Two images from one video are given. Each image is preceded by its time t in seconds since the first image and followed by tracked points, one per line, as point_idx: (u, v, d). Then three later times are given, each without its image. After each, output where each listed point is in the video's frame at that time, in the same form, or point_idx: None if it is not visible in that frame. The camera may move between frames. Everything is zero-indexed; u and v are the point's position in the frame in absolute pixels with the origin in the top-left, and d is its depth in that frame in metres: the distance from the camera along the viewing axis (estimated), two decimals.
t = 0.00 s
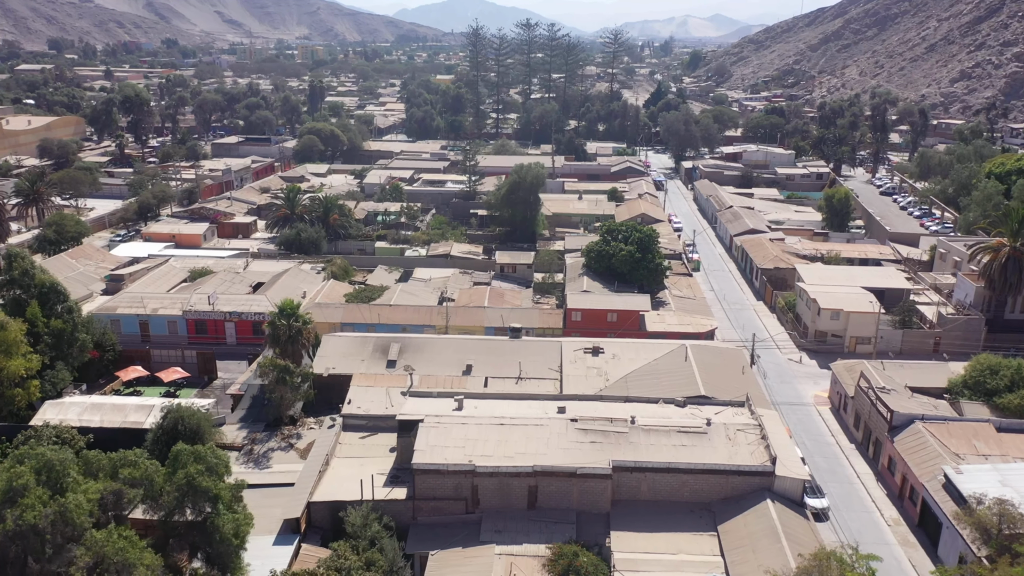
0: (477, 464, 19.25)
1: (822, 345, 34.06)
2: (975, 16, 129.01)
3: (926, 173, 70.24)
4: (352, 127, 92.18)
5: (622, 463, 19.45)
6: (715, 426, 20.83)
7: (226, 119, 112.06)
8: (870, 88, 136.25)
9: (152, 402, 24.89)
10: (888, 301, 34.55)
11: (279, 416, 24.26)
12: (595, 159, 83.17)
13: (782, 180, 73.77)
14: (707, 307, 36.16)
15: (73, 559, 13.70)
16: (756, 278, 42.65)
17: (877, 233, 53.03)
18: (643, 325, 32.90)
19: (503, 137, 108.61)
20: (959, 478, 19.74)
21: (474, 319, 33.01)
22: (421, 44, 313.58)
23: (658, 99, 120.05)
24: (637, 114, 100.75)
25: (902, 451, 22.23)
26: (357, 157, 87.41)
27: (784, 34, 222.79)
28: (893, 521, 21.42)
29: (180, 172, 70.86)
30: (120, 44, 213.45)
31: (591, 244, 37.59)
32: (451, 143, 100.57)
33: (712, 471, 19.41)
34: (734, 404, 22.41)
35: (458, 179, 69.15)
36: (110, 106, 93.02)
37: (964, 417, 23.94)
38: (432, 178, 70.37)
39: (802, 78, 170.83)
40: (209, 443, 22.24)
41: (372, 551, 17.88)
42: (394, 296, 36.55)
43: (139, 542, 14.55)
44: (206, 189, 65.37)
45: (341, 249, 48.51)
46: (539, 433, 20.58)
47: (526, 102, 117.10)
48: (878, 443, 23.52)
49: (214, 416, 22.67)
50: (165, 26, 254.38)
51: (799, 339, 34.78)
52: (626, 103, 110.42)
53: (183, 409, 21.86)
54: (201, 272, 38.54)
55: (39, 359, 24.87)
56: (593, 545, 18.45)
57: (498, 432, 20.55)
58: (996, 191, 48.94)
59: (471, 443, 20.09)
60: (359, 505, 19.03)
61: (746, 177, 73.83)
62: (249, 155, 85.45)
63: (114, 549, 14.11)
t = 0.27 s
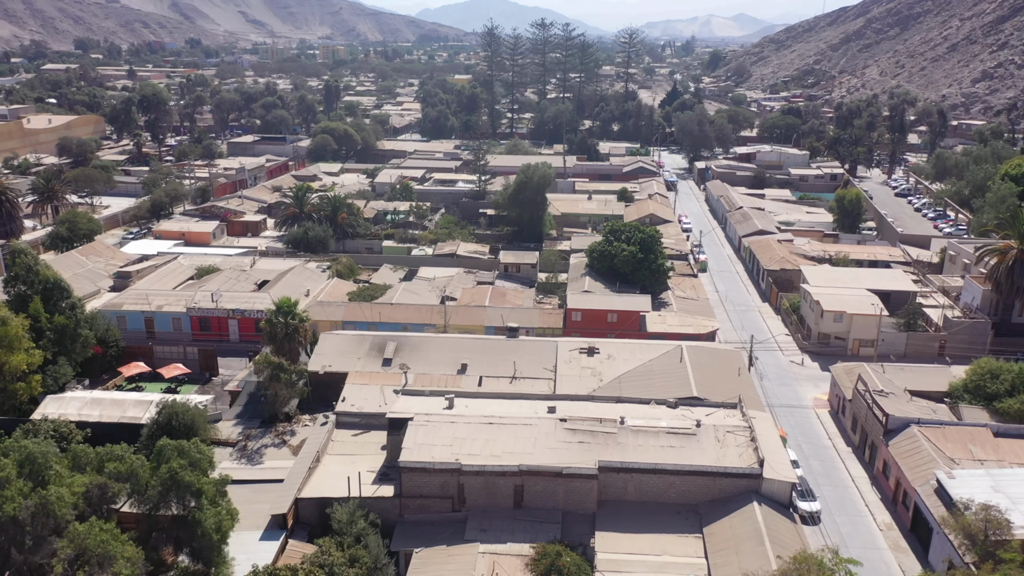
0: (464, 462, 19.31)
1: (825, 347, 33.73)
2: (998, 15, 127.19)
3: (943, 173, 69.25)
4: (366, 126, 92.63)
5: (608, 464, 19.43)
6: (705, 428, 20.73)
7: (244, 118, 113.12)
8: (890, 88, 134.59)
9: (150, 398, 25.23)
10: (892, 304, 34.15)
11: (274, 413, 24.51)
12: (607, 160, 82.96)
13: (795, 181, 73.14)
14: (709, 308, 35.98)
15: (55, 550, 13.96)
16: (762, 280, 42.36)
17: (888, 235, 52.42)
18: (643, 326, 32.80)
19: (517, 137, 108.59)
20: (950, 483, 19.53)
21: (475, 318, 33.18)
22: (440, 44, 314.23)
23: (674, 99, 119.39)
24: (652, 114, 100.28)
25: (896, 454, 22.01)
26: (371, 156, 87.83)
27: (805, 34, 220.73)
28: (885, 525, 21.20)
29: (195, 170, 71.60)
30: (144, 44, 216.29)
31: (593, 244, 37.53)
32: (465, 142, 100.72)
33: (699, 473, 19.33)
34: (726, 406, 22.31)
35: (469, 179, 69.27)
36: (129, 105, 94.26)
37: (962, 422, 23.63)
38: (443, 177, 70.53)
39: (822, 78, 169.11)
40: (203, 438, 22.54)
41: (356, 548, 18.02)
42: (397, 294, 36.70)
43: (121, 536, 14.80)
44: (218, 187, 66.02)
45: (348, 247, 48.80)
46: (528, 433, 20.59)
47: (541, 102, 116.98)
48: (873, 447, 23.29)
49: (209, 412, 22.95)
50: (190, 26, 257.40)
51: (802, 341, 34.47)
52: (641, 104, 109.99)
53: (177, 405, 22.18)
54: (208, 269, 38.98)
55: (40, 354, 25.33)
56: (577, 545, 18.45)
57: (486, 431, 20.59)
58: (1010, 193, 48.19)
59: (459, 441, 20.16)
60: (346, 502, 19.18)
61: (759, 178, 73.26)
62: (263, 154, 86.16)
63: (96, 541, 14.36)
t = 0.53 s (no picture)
0: (448, 461, 19.37)
1: (825, 349, 33.45)
2: (1019, 15, 125.49)
3: (957, 175, 68.43)
4: (378, 126, 93.07)
5: (593, 464, 19.45)
6: (692, 429, 20.66)
7: (259, 118, 114.08)
8: (908, 88, 133.10)
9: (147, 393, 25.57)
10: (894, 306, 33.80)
11: (268, 411, 24.77)
12: (618, 160, 82.74)
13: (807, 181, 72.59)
14: (710, 309, 35.83)
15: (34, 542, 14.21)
16: (766, 281, 42.12)
17: (897, 237, 51.87)
18: (642, 327, 32.75)
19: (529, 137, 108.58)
20: (940, 487, 19.36)
21: (474, 317, 33.26)
22: (458, 44, 314.75)
23: (688, 99, 118.84)
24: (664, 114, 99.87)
25: (888, 458, 21.83)
26: (382, 156, 88.36)
27: (823, 34, 218.78)
28: (875, 529, 21.01)
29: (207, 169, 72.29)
30: (165, 44, 218.70)
31: (594, 244, 37.48)
32: (476, 142, 100.88)
33: (684, 474, 19.27)
34: (716, 408, 22.24)
35: (477, 178, 69.37)
36: (146, 105, 95.35)
37: (957, 425, 23.37)
38: (453, 177, 70.71)
39: (839, 78, 167.56)
40: (195, 434, 22.81)
41: (339, 544, 18.16)
42: (397, 293, 36.89)
43: (98, 530, 14.98)
44: (229, 186, 66.60)
45: (354, 246, 49.09)
46: (515, 432, 20.61)
47: (554, 102, 116.91)
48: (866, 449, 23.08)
49: (201, 409, 23.24)
50: (211, 26, 260.14)
51: (802, 343, 34.23)
52: (654, 104, 109.59)
53: (169, 401, 22.50)
54: (212, 267, 39.40)
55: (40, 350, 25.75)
56: (559, 545, 18.47)
57: (474, 430, 20.65)
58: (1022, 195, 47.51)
59: (445, 440, 20.23)
60: (331, 499, 19.33)
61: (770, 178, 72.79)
62: (276, 153, 86.81)
63: (75, 534, 14.53)
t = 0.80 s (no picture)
0: (431, 459, 19.45)
1: (823, 351, 33.24)
2: None
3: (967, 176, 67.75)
4: (387, 127, 93.44)
5: (575, 463, 19.47)
6: (677, 430, 20.62)
7: (270, 117, 114.85)
8: (923, 89, 131.81)
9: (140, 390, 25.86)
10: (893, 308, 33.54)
11: (258, 408, 25.05)
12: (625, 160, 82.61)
13: (815, 182, 72.15)
14: (707, 309, 35.71)
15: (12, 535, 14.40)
16: (767, 282, 41.95)
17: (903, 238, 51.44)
18: (637, 328, 32.73)
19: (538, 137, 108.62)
20: (925, 491, 19.22)
21: (469, 317, 33.36)
22: (471, 44, 315.07)
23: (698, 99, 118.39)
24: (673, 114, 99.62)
25: (876, 460, 21.67)
26: (390, 156, 88.83)
27: (838, 34, 217.02)
28: (861, 532, 20.88)
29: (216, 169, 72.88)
30: (182, 45, 220.62)
31: (592, 245, 37.48)
32: (485, 142, 101.02)
33: (665, 475, 19.24)
34: (703, 408, 22.18)
35: (483, 178, 69.47)
36: (158, 104, 96.24)
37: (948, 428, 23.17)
38: (459, 177, 70.89)
39: (854, 79, 166.24)
40: (185, 431, 23.07)
41: (320, 541, 18.27)
42: (395, 292, 37.05)
43: (78, 524, 15.17)
44: (237, 185, 67.17)
45: (357, 246, 49.37)
46: (499, 431, 20.66)
47: (563, 102, 116.85)
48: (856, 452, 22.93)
49: (191, 405, 23.51)
50: (228, 27, 262.24)
51: (800, 344, 34.03)
52: (664, 104, 109.29)
53: (159, 398, 22.77)
54: (213, 265, 39.76)
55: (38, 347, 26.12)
56: (538, 544, 18.49)
57: (458, 428, 20.70)
58: None
59: (429, 438, 20.31)
60: (314, 496, 19.45)
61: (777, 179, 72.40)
62: (285, 152, 87.38)
63: (53, 528, 14.72)
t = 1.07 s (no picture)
0: (413, 458, 19.55)
1: (819, 353, 33.06)
2: None
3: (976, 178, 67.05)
4: (395, 127, 93.70)
5: (557, 463, 19.51)
6: (661, 430, 20.59)
7: (280, 117, 115.48)
8: (937, 89, 130.50)
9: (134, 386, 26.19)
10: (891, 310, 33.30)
11: (250, 405, 25.42)
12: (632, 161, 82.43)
13: (823, 183, 71.66)
14: (703, 310, 35.60)
15: None
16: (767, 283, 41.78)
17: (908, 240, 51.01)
18: (631, 329, 32.72)
19: (547, 137, 108.56)
20: (909, 494, 19.09)
21: (465, 316, 33.45)
22: (485, 45, 315.19)
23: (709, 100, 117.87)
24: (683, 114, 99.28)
25: (863, 462, 21.54)
26: (398, 156, 89.17)
27: (854, 34, 215.24)
28: (846, 535, 20.74)
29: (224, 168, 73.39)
30: (199, 45, 222.36)
31: (589, 245, 37.48)
32: (493, 142, 101.08)
33: (647, 475, 19.21)
34: (689, 409, 22.16)
35: (489, 177, 69.51)
36: (169, 104, 97.04)
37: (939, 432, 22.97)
38: (465, 177, 71.02)
39: (868, 80, 164.87)
40: (175, 427, 23.35)
41: (302, 537, 18.38)
42: (393, 291, 37.19)
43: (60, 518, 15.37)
44: (243, 184, 67.64)
45: (359, 245, 49.61)
46: (483, 430, 20.71)
47: (573, 103, 116.71)
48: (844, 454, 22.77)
49: (182, 402, 23.81)
50: (244, 27, 264.01)
51: (797, 345, 33.86)
52: (673, 105, 108.95)
53: (150, 394, 23.10)
54: (214, 264, 40.09)
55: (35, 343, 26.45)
56: (518, 543, 18.51)
57: (442, 427, 20.78)
58: None
59: (412, 437, 20.39)
60: (297, 493, 19.60)
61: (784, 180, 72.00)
62: (294, 152, 87.84)
63: (33, 521, 14.91)
